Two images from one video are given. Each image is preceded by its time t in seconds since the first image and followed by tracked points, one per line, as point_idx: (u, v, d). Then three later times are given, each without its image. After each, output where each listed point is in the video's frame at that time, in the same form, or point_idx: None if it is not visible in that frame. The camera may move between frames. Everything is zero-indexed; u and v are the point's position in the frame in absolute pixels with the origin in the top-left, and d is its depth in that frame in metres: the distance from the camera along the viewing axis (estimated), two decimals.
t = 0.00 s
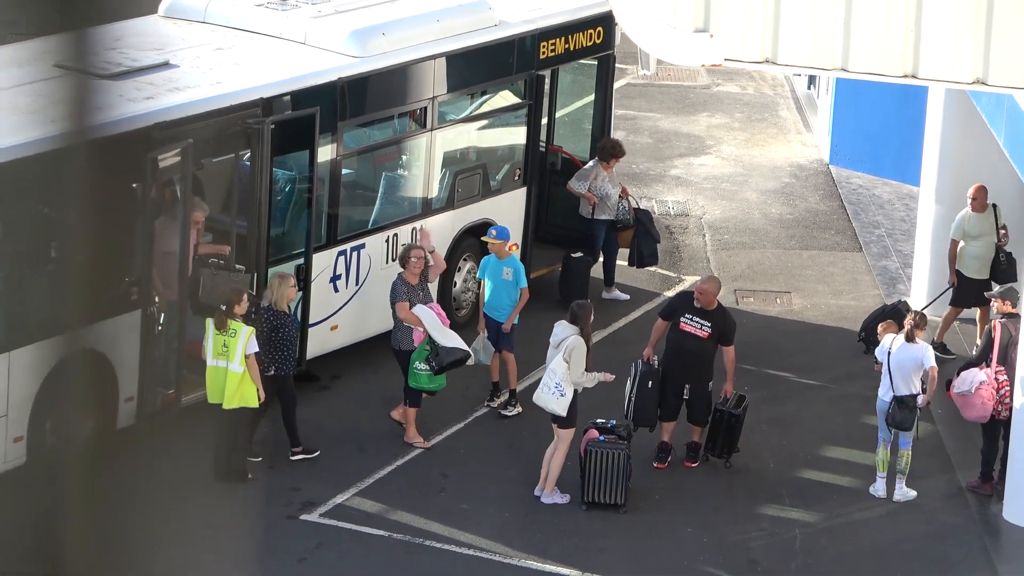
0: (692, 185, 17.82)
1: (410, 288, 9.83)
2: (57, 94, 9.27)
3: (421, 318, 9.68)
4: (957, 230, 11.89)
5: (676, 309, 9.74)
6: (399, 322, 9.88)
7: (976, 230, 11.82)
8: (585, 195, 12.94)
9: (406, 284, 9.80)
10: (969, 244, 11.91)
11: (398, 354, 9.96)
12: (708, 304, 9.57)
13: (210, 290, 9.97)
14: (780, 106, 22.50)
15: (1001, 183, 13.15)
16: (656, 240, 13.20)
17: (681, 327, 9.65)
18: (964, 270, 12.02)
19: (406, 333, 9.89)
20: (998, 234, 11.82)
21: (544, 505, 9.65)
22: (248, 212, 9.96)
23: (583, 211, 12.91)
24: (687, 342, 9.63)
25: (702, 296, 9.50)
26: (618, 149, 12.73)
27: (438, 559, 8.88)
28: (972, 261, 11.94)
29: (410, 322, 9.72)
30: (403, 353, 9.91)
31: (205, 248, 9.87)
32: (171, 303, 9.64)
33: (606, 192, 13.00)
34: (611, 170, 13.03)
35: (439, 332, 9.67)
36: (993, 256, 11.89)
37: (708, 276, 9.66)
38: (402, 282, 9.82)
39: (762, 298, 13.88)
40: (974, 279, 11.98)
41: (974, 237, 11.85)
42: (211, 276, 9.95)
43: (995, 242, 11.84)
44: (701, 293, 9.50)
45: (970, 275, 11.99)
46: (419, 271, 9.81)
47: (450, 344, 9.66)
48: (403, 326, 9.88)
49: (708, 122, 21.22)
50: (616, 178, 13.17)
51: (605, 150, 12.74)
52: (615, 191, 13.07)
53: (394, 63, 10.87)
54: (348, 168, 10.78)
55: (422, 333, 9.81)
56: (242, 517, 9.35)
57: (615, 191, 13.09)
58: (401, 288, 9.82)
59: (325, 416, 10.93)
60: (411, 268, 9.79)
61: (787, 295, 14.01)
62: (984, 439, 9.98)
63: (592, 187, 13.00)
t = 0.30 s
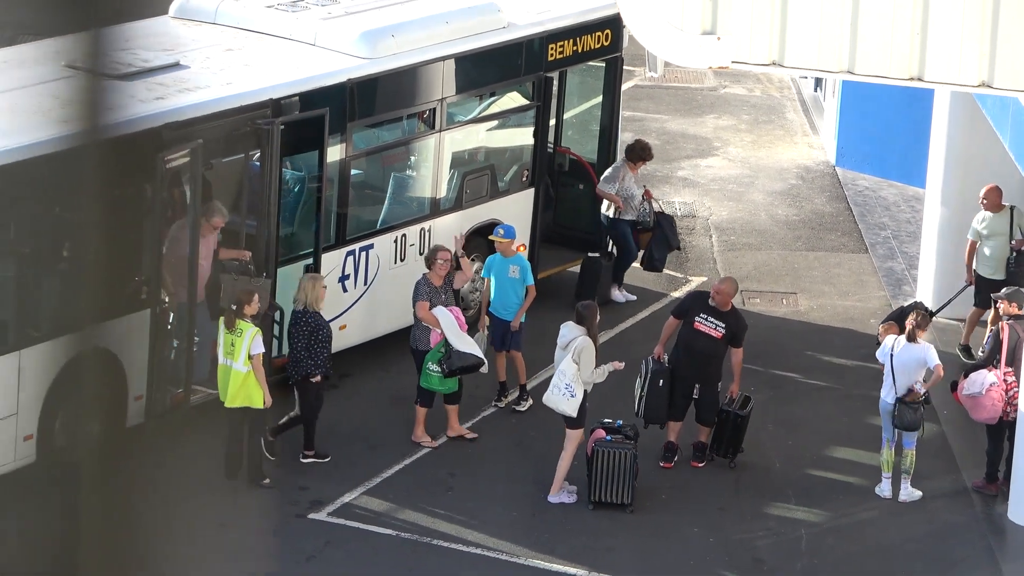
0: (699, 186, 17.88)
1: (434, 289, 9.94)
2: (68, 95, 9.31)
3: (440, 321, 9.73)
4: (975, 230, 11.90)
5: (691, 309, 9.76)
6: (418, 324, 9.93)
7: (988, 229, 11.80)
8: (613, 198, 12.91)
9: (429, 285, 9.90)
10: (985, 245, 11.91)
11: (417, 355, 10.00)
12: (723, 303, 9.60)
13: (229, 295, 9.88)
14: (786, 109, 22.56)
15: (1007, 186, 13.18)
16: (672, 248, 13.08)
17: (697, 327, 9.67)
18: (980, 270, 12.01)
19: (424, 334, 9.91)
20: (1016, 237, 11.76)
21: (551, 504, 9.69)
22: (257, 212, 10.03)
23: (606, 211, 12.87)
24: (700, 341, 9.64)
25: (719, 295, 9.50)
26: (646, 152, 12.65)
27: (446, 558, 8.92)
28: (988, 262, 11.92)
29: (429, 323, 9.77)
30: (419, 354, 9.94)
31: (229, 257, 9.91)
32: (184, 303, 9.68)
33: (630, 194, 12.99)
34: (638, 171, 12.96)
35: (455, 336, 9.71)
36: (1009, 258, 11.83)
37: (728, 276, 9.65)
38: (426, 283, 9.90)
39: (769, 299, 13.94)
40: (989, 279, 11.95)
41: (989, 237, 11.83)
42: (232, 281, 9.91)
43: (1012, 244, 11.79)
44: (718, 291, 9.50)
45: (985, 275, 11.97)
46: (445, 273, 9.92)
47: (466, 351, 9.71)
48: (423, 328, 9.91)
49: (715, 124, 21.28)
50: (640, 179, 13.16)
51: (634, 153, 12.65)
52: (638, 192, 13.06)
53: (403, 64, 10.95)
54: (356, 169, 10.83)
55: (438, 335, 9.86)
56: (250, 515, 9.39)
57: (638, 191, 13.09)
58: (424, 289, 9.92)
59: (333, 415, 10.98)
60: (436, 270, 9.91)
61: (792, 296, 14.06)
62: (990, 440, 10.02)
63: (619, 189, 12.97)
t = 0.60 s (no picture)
0: (704, 188, 17.89)
1: (457, 289, 9.91)
2: (73, 96, 9.33)
3: (460, 321, 9.74)
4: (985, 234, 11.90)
5: (698, 308, 9.76)
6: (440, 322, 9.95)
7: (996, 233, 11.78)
8: (635, 208, 12.90)
9: (452, 285, 9.87)
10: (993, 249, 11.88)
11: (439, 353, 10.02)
12: (732, 297, 9.67)
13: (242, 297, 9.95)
14: (792, 110, 22.55)
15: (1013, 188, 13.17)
16: (695, 252, 13.08)
17: (705, 324, 9.70)
18: (988, 274, 11.98)
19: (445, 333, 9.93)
20: None
21: (556, 505, 9.70)
22: (263, 212, 10.06)
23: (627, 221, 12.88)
24: (711, 338, 9.68)
25: (726, 285, 9.61)
26: (665, 160, 12.61)
27: (451, 559, 8.92)
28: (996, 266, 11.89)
29: (449, 322, 9.79)
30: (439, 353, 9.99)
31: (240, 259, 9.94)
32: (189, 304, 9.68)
33: (653, 202, 12.95)
34: (660, 178, 12.93)
35: (473, 337, 9.72)
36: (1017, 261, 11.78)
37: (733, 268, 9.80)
38: (448, 282, 9.90)
39: (774, 300, 13.95)
40: (995, 284, 11.92)
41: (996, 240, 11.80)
42: (246, 284, 9.98)
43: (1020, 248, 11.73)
44: (724, 282, 9.63)
45: (991, 279, 11.94)
46: (468, 273, 9.92)
47: (482, 352, 9.73)
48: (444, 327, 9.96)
49: (720, 126, 21.28)
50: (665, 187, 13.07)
51: (653, 161, 12.65)
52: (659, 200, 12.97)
53: (409, 66, 10.96)
54: (362, 170, 10.87)
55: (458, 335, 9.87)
56: (255, 515, 9.40)
57: (661, 198, 13.02)
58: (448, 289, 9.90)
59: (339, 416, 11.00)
60: (460, 270, 9.90)
61: (797, 298, 14.07)
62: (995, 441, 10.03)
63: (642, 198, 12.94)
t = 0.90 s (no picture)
0: (709, 188, 17.90)
1: (478, 289, 9.97)
2: (78, 98, 9.35)
3: (482, 318, 9.72)
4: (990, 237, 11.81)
5: (700, 308, 9.76)
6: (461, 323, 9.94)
7: (1006, 237, 11.71)
8: (664, 215, 12.87)
9: (474, 285, 9.92)
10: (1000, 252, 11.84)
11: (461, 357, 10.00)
12: (731, 293, 9.67)
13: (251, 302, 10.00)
14: (797, 111, 22.54)
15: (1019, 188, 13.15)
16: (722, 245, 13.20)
17: (712, 323, 9.70)
18: (996, 277, 11.95)
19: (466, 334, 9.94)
20: None
21: (562, 506, 9.70)
22: (269, 213, 10.07)
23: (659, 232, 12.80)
24: (718, 336, 9.69)
25: (726, 280, 9.63)
26: (687, 165, 12.55)
27: (456, 560, 8.93)
28: (1005, 268, 11.86)
29: (471, 321, 9.78)
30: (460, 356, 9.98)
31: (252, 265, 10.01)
32: (195, 305, 9.73)
33: (681, 208, 12.96)
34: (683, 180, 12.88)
35: (500, 334, 9.70)
36: None
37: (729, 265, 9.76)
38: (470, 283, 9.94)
39: (779, 301, 13.96)
40: (1004, 286, 11.89)
41: (1005, 244, 11.76)
42: (255, 288, 10.04)
43: None
44: (723, 277, 9.65)
45: (1000, 282, 11.91)
46: (491, 275, 9.99)
47: (512, 345, 9.69)
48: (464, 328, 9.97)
49: (725, 127, 21.29)
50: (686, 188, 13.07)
51: (675, 165, 12.55)
52: (687, 204, 13.02)
53: (414, 67, 10.96)
54: (367, 172, 10.87)
55: (481, 334, 9.84)
56: (260, 516, 9.40)
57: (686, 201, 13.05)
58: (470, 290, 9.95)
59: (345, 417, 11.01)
60: (481, 271, 9.98)
61: (802, 299, 14.07)
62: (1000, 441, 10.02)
63: (669, 203, 12.91)
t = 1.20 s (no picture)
0: (711, 188, 17.90)
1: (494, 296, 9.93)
2: (79, 99, 9.34)
3: (505, 327, 9.75)
4: (999, 239, 11.74)
5: (693, 310, 9.76)
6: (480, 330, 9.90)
7: (1017, 240, 11.68)
8: (671, 219, 12.75)
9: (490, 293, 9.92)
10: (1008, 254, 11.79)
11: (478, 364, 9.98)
12: (721, 291, 9.74)
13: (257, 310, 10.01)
14: (798, 111, 22.55)
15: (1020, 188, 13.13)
16: (742, 249, 12.97)
17: (706, 323, 9.73)
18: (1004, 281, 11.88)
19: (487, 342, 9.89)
20: None
21: (564, 506, 9.70)
22: (270, 214, 10.05)
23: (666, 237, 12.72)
24: (714, 336, 9.73)
25: (714, 279, 9.67)
26: (693, 166, 12.45)
27: (458, 560, 8.92)
28: (1013, 271, 11.80)
29: (494, 330, 9.77)
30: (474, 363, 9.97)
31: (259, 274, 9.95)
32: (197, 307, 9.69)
33: (691, 211, 12.76)
34: (694, 184, 12.68)
35: (524, 343, 9.75)
36: None
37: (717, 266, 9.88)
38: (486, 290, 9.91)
39: (781, 301, 13.96)
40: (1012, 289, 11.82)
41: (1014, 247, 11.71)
42: (260, 295, 10.05)
43: None
44: (713, 276, 9.70)
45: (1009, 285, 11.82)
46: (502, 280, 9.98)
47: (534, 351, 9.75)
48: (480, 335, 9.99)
49: (727, 127, 21.29)
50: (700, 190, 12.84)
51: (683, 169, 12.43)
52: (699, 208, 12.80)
53: (416, 67, 10.96)
54: (369, 172, 10.87)
55: (502, 341, 9.85)
56: (262, 516, 9.40)
57: (698, 205, 12.81)
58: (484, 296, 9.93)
59: (347, 417, 11.01)
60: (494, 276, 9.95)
61: (804, 299, 14.07)
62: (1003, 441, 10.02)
63: (677, 206, 12.75)
